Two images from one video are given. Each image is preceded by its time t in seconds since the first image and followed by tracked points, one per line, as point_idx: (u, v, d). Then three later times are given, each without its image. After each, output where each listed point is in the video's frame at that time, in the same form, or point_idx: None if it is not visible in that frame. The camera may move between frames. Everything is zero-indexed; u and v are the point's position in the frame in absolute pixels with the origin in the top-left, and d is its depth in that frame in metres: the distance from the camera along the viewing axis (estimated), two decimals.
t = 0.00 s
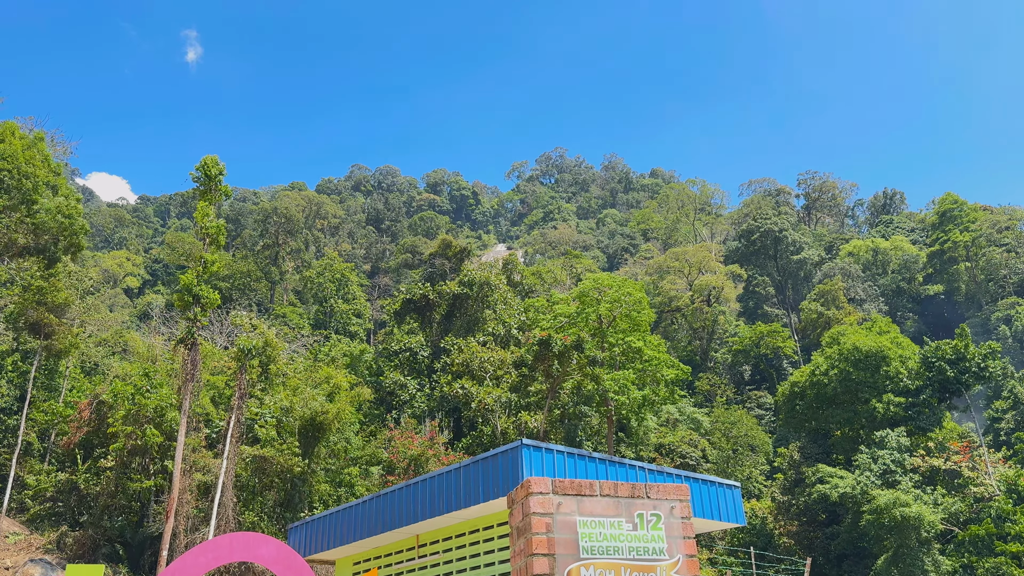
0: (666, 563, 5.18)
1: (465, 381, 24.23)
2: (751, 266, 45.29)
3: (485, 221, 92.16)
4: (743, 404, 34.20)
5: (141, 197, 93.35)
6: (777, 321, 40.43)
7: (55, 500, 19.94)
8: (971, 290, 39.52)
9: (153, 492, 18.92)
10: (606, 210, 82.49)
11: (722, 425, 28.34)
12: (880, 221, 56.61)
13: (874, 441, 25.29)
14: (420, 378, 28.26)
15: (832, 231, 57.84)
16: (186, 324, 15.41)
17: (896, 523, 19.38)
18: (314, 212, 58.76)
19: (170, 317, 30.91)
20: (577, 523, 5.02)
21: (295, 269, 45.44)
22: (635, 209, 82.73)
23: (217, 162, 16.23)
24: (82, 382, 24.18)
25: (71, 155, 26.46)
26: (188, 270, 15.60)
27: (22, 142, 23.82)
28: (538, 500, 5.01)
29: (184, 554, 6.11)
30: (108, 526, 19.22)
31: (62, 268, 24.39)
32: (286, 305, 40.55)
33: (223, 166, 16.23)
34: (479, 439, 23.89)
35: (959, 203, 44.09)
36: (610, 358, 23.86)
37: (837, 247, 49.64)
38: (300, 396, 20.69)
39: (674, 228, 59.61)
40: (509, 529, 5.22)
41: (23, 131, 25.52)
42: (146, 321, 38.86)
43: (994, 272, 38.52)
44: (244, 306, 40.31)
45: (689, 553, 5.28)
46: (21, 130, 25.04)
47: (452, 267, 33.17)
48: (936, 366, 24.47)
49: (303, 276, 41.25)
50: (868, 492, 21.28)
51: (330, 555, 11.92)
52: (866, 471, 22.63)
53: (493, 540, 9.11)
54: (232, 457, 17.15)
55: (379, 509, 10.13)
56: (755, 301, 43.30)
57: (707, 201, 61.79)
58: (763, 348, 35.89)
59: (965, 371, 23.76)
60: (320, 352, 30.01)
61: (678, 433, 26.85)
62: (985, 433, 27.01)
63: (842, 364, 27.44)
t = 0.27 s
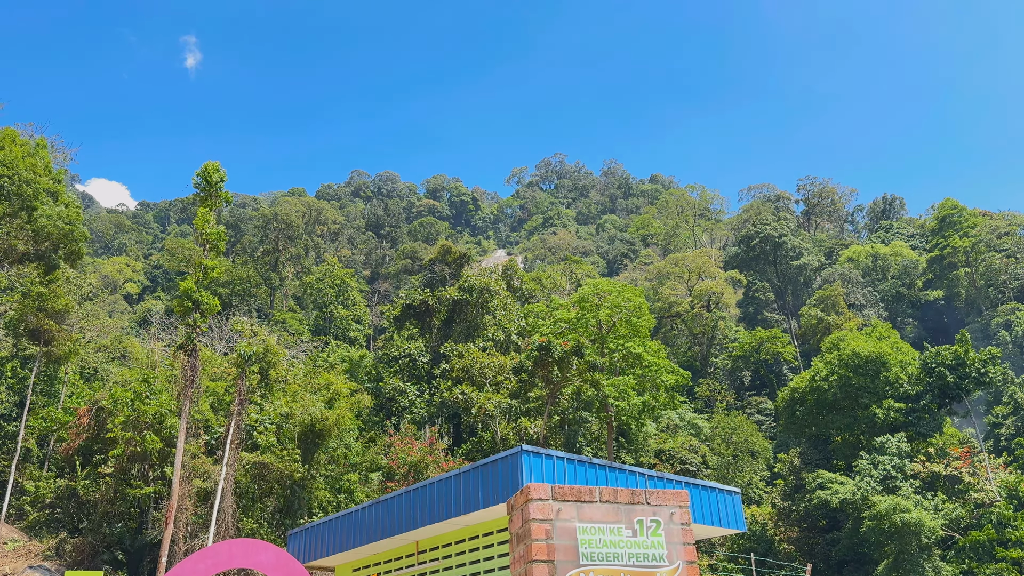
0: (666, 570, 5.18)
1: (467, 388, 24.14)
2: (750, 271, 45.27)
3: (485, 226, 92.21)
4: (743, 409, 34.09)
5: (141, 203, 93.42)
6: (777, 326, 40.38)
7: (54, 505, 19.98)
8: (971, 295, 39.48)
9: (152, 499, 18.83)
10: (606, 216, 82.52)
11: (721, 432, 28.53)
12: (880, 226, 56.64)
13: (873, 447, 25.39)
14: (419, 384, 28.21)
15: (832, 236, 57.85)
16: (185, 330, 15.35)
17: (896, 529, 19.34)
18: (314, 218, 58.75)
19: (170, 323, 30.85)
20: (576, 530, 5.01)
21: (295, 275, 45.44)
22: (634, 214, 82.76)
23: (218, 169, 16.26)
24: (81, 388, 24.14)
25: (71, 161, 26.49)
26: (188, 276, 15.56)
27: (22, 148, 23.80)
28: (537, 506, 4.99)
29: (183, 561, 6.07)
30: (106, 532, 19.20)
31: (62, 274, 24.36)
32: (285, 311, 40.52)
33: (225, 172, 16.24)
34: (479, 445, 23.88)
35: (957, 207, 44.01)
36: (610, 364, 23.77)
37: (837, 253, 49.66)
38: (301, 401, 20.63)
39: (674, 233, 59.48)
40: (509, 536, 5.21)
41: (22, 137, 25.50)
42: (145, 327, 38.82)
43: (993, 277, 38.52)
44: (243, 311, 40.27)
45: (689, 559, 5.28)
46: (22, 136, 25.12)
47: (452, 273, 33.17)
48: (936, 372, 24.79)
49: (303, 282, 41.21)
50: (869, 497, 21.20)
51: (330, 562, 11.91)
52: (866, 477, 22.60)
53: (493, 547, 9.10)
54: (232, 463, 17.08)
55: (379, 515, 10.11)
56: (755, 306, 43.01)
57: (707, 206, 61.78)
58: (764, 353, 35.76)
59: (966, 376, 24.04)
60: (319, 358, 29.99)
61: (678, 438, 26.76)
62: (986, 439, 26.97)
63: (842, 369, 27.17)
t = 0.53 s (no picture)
0: (666, 573, 5.18)
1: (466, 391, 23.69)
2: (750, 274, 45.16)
3: (485, 230, 92.34)
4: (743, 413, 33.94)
5: (142, 206, 93.56)
6: (777, 330, 40.28)
7: (53, 508, 19.94)
8: (971, 298, 39.35)
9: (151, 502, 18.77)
10: (606, 219, 82.62)
11: (723, 434, 27.89)
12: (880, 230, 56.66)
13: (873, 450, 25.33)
14: (418, 387, 28.17)
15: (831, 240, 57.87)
16: (185, 334, 15.36)
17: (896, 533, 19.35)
18: (314, 222, 58.83)
19: (169, 326, 30.83)
20: (576, 533, 5.01)
21: (295, 278, 45.46)
22: (635, 218, 82.83)
23: (219, 173, 16.27)
24: (80, 392, 24.20)
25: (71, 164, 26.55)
26: (189, 280, 15.57)
27: (22, 152, 23.85)
28: (537, 509, 4.99)
29: (183, 564, 6.06)
30: (106, 536, 19.30)
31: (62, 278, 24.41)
32: (285, 315, 40.55)
33: (225, 176, 16.22)
34: (479, 448, 23.86)
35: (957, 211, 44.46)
36: (611, 367, 23.76)
37: (837, 256, 49.62)
38: (301, 406, 20.60)
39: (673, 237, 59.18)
40: (509, 539, 5.20)
41: (23, 141, 25.55)
42: (146, 330, 38.89)
43: (994, 280, 38.48)
44: (243, 315, 40.26)
45: (688, 562, 5.28)
46: (22, 140, 25.15)
47: (452, 276, 33.17)
48: (936, 375, 25.18)
49: (303, 286, 41.21)
50: (867, 501, 21.11)
51: (329, 567, 11.86)
52: (867, 480, 22.49)
53: (493, 550, 9.09)
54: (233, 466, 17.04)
55: (379, 518, 10.11)
56: (755, 309, 42.81)
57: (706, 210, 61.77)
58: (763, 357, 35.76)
59: (966, 380, 24.53)
60: (319, 361, 30.00)
61: (678, 442, 26.61)
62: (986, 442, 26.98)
63: (842, 373, 27.17)
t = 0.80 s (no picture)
0: None
1: (465, 392, 23.73)
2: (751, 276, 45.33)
3: (485, 231, 92.29)
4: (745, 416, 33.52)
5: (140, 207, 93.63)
6: (779, 331, 40.15)
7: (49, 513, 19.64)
8: (974, 300, 39.31)
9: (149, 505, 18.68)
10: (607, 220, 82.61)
11: (723, 437, 27.94)
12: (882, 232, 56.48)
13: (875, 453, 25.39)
14: (418, 390, 28.09)
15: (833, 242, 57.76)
16: (183, 336, 15.33)
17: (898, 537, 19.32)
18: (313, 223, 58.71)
19: (166, 328, 30.79)
20: (576, 537, 4.97)
21: (294, 280, 45.43)
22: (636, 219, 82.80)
23: (218, 174, 16.25)
24: (77, 395, 24.19)
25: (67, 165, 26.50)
26: (188, 282, 15.54)
27: (19, 153, 23.81)
28: (537, 513, 4.96)
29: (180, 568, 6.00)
30: (102, 540, 19.16)
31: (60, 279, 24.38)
32: (285, 316, 40.50)
33: (224, 177, 16.20)
34: (479, 451, 23.80)
35: (960, 212, 43.20)
36: (611, 369, 23.79)
37: (839, 258, 49.48)
38: (300, 409, 20.52)
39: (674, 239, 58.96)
40: (509, 543, 5.17)
41: (20, 142, 25.51)
42: (144, 332, 38.83)
43: (997, 283, 38.22)
44: (242, 317, 40.21)
45: (689, 565, 5.26)
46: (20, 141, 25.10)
47: (452, 278, 33.13)
48: (937, 378, 24.36)
49: (302, 287, 41.09)
50: (870, 504, 21.21)
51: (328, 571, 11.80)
52: (869, 484, 22.37)
53: (493, 552, 9.03)
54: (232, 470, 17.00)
55: (378, 521, 10.08)
56: (756, 311, 42.76)
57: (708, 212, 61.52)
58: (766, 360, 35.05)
59: (969, 383, 23.64)
60: (317, 363, 30.06)
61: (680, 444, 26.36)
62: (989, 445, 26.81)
63: (844, 375, 27.36)
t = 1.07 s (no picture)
0: None
1: (465, 398, 23.80)
2: (758, 276, 45.10)
3: (485, 231, 92.09)
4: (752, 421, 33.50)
5: (133, 207, 93.25)
6: (787, 334, 39.96)
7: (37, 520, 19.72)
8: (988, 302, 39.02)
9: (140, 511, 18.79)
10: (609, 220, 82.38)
11: (730, 442, 27.16)
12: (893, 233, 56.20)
13: (885, 460, 25.16)
14: (415, 394, 27.92)
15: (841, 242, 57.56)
16: (175, 338, 15.09)
17: (909, 545, 19.37)
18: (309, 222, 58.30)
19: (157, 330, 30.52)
20: (578, 545, 4.83)
21: (287, 281, 45.16)
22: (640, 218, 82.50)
23: (209, 172, 16.07)
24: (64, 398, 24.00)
25: (55, 163, 26.16)
26: (178, 283, 15.31)
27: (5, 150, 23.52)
28: (538, 521, 4.81)
29: None
30: (91, 547, 18.99)
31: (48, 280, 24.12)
32: (279, 318, 40.35)
33: (215, 175, 16.03)
34: (479, 457, 23.70)
35: (973, 212, 43.27)
36: (614, 372, 22.74)
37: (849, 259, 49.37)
38: (295, 413, 20.26)
39: (679, 239, 58.85)
40: (508, 552, 5.03)
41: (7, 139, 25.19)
42: (134, 335, 38.45)
43: (1010, 283, 37.45)
44: (234, 318, 39.91)
45: None
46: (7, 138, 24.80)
47: (450, 279, 32.96)
48: (950, 382, 24.44)
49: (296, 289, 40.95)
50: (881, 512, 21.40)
51: None
52: (879, 491, 22.62)
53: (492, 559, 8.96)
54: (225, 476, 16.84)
55: (375, 529, 9.99)
56: (764, 313, 43.36)
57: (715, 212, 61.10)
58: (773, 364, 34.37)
59: (981, 387, 23.65)
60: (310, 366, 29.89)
61: (685, 450, 26.21)
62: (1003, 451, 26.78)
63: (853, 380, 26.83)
